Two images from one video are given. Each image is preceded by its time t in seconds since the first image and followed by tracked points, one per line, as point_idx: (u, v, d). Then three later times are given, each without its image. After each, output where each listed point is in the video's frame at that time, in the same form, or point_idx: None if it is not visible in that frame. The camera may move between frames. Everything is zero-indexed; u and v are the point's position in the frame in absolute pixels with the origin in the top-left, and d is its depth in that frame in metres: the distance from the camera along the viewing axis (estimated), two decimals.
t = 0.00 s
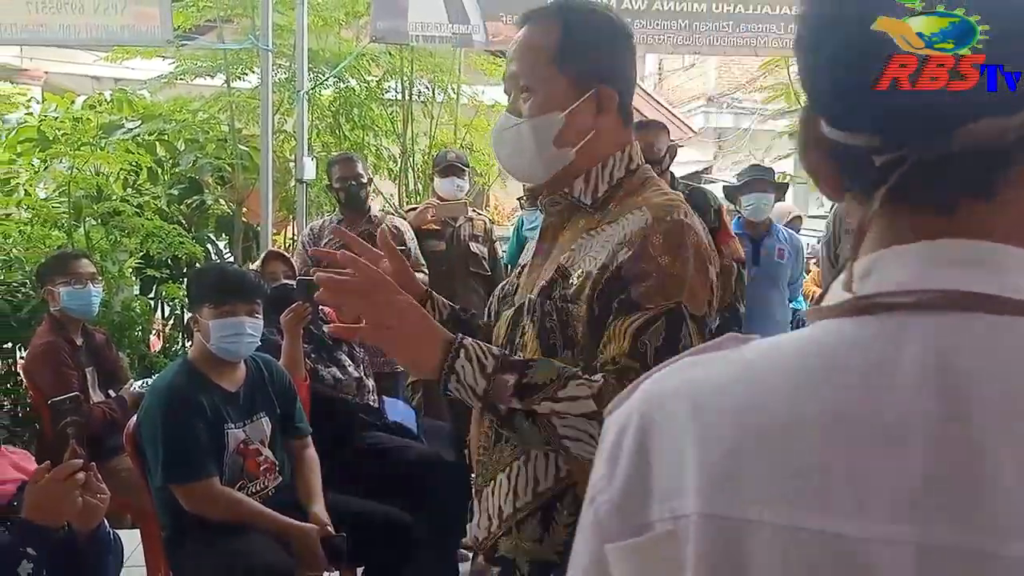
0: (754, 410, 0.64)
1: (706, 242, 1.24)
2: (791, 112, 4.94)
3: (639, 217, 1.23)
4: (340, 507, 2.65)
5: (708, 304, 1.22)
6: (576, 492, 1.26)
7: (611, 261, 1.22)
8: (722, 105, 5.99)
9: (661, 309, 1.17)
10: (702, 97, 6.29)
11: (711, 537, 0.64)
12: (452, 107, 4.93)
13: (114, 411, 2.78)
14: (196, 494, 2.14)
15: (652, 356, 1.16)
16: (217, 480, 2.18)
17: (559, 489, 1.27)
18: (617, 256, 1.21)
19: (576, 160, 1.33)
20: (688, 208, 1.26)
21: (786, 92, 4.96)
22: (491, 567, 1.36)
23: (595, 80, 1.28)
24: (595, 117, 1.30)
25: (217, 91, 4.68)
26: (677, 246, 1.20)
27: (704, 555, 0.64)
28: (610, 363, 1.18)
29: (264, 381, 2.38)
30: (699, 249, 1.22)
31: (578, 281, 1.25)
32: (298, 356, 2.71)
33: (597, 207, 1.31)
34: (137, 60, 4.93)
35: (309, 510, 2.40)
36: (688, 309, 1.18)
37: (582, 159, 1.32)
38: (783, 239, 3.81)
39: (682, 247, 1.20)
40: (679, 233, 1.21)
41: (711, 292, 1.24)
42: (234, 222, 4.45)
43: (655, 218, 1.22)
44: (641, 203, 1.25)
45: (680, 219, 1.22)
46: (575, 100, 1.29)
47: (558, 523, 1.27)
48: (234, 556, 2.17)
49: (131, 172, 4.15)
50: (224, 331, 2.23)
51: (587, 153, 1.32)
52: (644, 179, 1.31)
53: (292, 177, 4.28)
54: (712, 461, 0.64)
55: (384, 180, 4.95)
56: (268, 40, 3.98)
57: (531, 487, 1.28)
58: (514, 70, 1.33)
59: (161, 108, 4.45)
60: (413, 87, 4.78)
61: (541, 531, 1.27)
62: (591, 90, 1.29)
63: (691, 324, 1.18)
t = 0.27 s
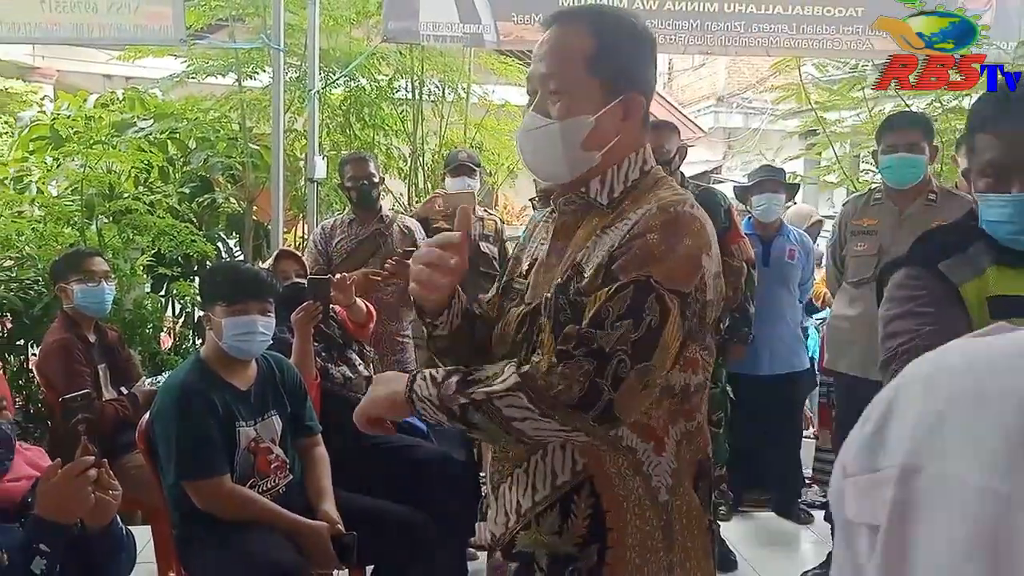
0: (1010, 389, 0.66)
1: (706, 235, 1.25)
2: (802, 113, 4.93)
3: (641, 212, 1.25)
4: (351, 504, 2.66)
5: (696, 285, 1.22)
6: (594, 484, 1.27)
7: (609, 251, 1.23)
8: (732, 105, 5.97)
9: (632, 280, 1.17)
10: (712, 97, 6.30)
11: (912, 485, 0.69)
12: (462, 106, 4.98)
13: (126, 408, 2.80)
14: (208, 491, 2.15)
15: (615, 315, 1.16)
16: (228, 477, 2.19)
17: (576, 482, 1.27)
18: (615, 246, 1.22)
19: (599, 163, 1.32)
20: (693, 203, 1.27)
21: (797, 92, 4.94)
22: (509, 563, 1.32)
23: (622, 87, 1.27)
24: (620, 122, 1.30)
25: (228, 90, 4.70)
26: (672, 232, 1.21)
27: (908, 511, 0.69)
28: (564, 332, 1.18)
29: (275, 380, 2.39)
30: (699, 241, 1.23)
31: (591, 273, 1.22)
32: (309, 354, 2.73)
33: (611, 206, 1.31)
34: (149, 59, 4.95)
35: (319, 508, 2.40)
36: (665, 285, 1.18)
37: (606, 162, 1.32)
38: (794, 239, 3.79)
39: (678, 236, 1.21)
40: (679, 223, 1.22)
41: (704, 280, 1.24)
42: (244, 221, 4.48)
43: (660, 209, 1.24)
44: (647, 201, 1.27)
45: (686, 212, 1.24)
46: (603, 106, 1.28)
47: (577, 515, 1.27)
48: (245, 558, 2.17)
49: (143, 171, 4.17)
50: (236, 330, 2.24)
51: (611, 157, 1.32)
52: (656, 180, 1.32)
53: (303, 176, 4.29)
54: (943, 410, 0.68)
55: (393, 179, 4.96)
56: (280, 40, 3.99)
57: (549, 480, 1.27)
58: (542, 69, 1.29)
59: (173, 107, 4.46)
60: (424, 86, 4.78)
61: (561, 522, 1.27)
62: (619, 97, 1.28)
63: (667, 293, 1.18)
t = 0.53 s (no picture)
0: None
1: (696, 230, 1.25)
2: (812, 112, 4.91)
3: (632, 209, 1.24)
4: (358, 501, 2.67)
5: (682, 279, 1.21)
6: (599, 478, 1.26)
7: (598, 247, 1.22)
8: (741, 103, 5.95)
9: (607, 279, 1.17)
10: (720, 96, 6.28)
11: None
12: (470, 105, 4.88)
13: (136, 406, 2.81)
14: (218, 489, 2.16)
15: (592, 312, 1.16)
16: (238, 475, 2.20)
17: (581, 477, 1.27)
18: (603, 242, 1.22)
19: (600, 162, 1.30)
20: (686, 201, 1.27)
21: (806, 91, 4.92)
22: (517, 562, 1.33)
23: (629, 87, 1.27)
24: (623, 121, 1.29)
25: (237, 88, 4.71)
26: (658, 226, 1.21)
27: None
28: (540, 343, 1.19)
29: (284, 378, 2.40)
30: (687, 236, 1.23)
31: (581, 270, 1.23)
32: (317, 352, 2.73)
33: (608, 203, 1.30)
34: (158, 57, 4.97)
35: (328, 506, 2.42)
36: (645, 280, 1.19)
37: (606, 162, 1.30)
38: (802, 239, 3.78)
39: (663, 229, 1.21)
40: (666, 220, 1.22)
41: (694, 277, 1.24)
42: (252, 218, 4.48)
43: (648, 205, 1.24)
44: (638, 197, 1.27)
45: (675, 208, 1.24)
46: (609, 104, 1.27)
47: (583, 511, 1.27)
48: (258, 560, 2.18)
49: (152, 169, 4.18)
50: (247, 328, 2.25)
51: (612, 157, 1.30)
52: (653, 178, 1.31)
53: (312, 175, 4.30)
54: None
55: (402, 178, 4.96)
56: (290, 38, 4.00)
57: (555, 477, 1.27)
58: (550, 65, 1.29)
59: (182, 105, 4.47)
60: (432, 85, 4.78)
61: (567, 518, 1.27)
62: (625, 95, 1.27)
63: (647, 288, 1.19)
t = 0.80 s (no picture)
0: None
1: (699, 224, 1.23)
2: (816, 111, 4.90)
3: (631, 206, 1.23)
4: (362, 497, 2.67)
5: (680, 277, 1.19)
6: (602, 475, 1.25)
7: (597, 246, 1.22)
8: (743, 103, 5.93)
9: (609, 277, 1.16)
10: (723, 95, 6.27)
11: None
12: (473, 103, 4.88)
13: (139, 403, 2.81)
14: (221, 485, 2.16)
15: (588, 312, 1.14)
16: (242, 472, 2.20)
17: (584, 474, 1.26)
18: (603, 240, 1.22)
19: (602, 161, 1.29)
20: (688, 197, 1.25)
21: (811, 90, 4.91)
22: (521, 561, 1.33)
23: (625, 86, 1.25)
24: (622, 120, 1.27)
25: (241, 86, 4.72)
26: (654, 224, 1.19)
27: None
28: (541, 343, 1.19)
29: (288, 376, 2.39)
30: (686, 230, 1.20)
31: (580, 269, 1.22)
32: (320, 351, 2.72)
33: (610, 201, 1.29)
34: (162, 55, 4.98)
35: (331, 504, 2.42)
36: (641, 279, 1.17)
37: (609, 161, 1.29)
38: (806, 238, 3.78)
39: (659, 227, 1.19)
40: (667, 213, 1.20)
41: (695, 272, 1.21)
42: (255, 216, 4.51)
43: (646, 202, 1.22)
44: (637, 194, 1.25)
45: (672, 205, 1.21)
46: (607, 103, 1.26)
47: (586, 507, 1.26)
48: (264, 562, 2.17)
49: (156, 166, 4.18)
50: (251, 326, 2.24)
51: (614, 156, 1.29)
52: (654, 175, 1.30)
53: (315, 172, 4.30)
54: None
55: (405, 176, 4.96)
56: (293, 36, 3.99)
57: (558, 472, 1.27)
58: (545, 68, 1.27)
59: (185, 103, 4.46)
60: (436, 83, 4.78)
61: (569, 514, 1.27)
62: (622, 94, 1.25)
63: (644, 288, 1.17)
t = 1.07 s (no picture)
0: None
1: (701, 224, 1.22)
2: (815, 110, 4.90)
3: (633, 206, 1.22)
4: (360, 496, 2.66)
5: (682, 277, 1.18)
6: (602, 476, 1.25)
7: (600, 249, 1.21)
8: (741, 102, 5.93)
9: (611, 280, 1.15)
10: (721, 95, 6.26)
11: None
12: (473, 101, 4.92)
13: (137, 400, 2.80)
14: (219, 483, 2.15)
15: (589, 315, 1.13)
16: (240, 470, 2.19)
17: (584, 475, 1.25)
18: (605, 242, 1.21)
19: (604, 159, 1.29)
20: (690, 196, 1.24)
21: (810, 89, 4.91)
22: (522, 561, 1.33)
23: (629, 83, 1.25)
24: (626, 117, 1.27)
25: (240, 83, 4.72)
26: (654, 225, 1.18)
27: None
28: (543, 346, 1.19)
29: (286, 373, 2.38)
30: (688, 231, 1.20)
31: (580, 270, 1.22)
32: (319, 348, 2.72)
33: (612, 200, 1.29)
34: (160, 52, 4.97)
35: (330, 502, 2.42)
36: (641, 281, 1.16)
37: (611, 159, 1.29)
38: (806, 237, 3.78)
39: (659, 229, 1.18)
40: (671, 215, 1.19)
41: (697, 272, 1.20)
42: (254, 214, 4.47)
43: (648, 202, 1.21)
44: (638, 194, 1.25)
45: (673, 205, 1.21)
46: (610, 100, 1.25)
47: (585, 508, 1.25)
48: (265, 557, 2.16)
49: (153, 163, 4.16)
50: (249, 323, 2.23)
51: (616, 154, 1.29)
52: (656, 173, 1.29)
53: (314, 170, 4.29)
54: None
55: (404, 174, 4.95)
56: (293, 33, 3.98)
57: (557, 474, 1.26)
58: (548, 64, 1.27)
59: (184, 99, 4.44)
60: (435, 81, 4.77)
61: (569, 515, 1.26)
62: (625, 92, 1.25)
63: (644, 290, 1.16)
